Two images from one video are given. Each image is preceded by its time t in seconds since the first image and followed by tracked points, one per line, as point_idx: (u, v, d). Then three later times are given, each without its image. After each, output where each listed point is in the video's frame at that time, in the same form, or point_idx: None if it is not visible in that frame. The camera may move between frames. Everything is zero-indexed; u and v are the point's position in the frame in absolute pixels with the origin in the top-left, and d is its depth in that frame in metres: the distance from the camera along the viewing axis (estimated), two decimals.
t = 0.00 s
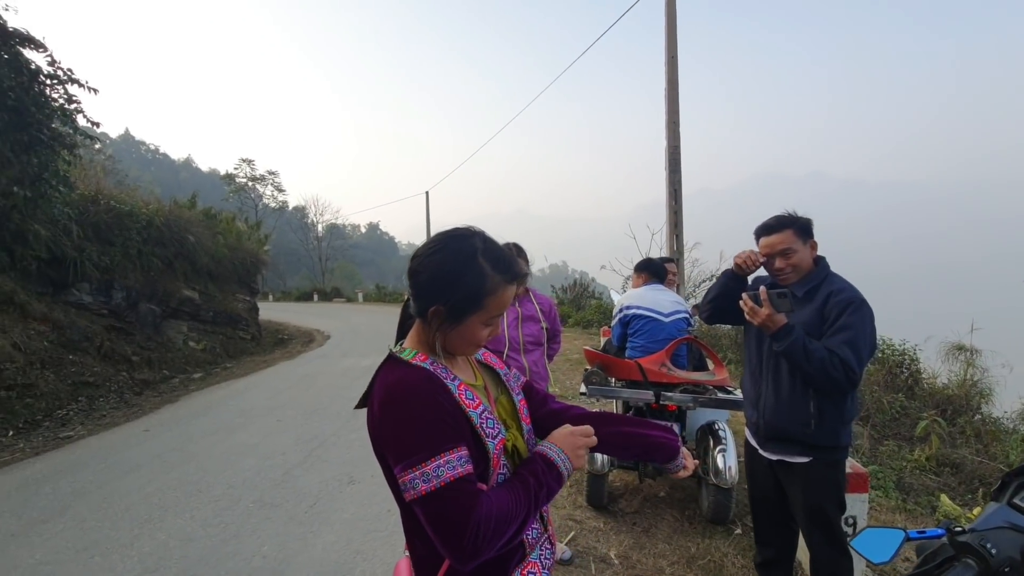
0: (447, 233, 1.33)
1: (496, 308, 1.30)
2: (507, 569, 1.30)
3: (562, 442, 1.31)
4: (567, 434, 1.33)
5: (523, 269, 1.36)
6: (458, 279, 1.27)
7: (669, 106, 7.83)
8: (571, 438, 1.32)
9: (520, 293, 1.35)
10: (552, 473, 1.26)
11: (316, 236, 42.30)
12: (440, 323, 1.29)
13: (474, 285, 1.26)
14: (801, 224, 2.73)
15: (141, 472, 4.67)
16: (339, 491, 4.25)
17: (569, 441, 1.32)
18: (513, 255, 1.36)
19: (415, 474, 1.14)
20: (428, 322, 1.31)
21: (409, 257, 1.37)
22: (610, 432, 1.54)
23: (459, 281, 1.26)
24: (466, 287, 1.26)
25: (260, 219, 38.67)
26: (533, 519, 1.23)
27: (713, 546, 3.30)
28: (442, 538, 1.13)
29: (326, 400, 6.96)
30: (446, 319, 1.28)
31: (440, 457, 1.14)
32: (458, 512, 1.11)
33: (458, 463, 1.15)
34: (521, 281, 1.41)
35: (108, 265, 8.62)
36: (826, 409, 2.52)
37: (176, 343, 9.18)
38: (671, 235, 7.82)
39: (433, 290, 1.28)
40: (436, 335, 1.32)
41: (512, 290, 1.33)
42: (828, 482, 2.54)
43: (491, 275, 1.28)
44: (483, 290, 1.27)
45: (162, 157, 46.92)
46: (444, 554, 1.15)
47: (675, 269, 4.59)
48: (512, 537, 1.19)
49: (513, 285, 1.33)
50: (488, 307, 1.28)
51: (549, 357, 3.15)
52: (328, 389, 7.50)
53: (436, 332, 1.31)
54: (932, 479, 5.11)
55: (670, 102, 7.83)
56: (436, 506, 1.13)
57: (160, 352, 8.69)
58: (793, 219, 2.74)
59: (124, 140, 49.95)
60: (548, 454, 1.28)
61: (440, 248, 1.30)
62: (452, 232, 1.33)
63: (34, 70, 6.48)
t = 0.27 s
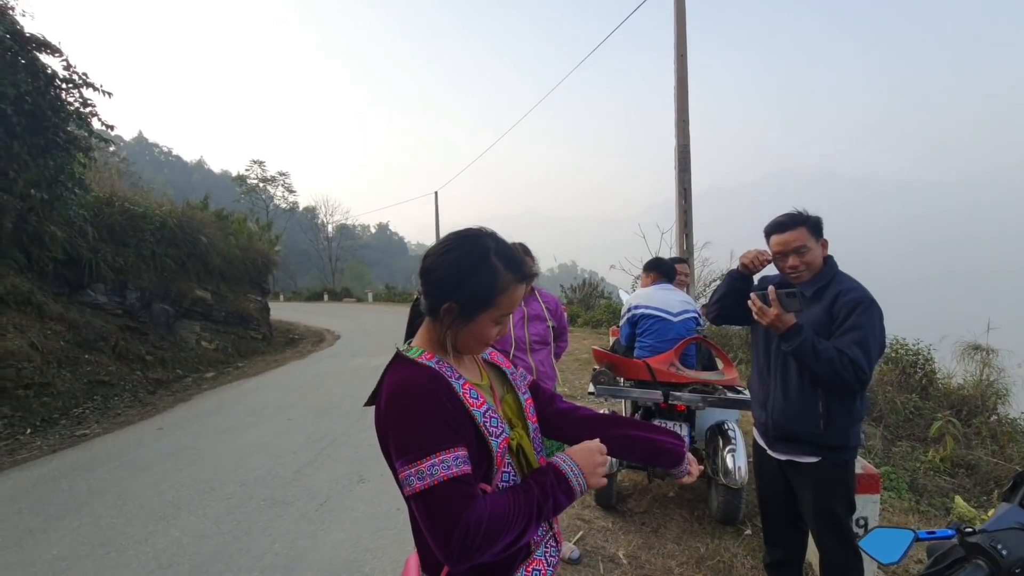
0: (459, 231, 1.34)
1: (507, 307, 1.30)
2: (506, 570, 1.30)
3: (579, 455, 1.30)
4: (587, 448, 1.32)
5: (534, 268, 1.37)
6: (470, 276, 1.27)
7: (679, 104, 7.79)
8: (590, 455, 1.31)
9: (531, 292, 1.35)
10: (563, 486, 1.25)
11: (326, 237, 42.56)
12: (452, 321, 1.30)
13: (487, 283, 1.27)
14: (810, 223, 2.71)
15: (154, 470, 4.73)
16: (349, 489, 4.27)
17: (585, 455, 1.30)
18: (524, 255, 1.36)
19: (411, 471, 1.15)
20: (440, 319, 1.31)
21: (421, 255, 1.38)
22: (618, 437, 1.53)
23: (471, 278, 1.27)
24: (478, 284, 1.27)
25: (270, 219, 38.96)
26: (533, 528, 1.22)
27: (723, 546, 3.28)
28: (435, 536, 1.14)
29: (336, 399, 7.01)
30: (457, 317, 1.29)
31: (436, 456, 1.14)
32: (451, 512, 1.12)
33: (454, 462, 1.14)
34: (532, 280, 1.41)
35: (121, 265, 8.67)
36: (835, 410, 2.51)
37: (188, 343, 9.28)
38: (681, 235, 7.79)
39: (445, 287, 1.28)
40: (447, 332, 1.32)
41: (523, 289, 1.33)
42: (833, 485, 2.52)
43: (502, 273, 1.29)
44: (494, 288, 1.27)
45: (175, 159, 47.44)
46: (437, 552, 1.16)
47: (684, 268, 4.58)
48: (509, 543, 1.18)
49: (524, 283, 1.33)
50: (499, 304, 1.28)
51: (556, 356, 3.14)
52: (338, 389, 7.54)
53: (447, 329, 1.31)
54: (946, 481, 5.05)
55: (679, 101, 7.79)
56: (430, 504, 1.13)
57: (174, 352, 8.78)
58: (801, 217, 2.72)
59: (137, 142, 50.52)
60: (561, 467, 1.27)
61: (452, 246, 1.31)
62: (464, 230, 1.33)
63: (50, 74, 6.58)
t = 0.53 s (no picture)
0: (464, 232, 1.34)
1: (510, 306, 1.30)
2: (511, 560, 1.31)
3: (563, 424, 1.31)
4: (568, 417, 1.33)
5: (537, 268, 1.37)
6: (475, 275, 1.27)
7: (685, 103, 7.77)
8: (571, 420, 1.33)
9: (533, 292, 1.36)
10: (553, 454, 1.26)
11: (334, 236, 42.74)
12: (455, 319, 1.30)
13: (490, 281, 1.27)
14: (822, 220, 2.69)
15: (164, 467, 4.77)
16: (355, 487, 4.29)
17: (569, 422, 1.32)
18: (528, 255, 1.36)
19: (420, 468, 1.15)
20: (443, 317, 1.32)
21: (425, 254, 1.38)
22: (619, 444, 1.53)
23: (475, 277, 1.27)
24: (482, 283, 1.27)
25: (278, 219, 39.16)
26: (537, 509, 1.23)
27: (729, 546, 3.27)
28: (447, 531, 1.14)
29: (343, 398, 7.04)
30: (460, 315, 1.29)
31: (444, 451, 1.15)
32: (461, 505, 1.12)
33: (462, 457, 1.15)
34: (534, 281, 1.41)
35: (132, 265, 8.76)
36: (842, 410, 2.49)
37: (197, 342, 9.35)
38: (687, 233, 7.77)
39: (449, 286, 1.29)
40: (450, 330, 1.32)
41: (526, 289, 1.34)
42: (839, 480, 2.51)
43: (506, 272, 1.29)
44: (498, 287, 1.27)
45: (184, 160, 47.82)
46: (448, 545, 1.16)
47: (690, 267, 4.56)
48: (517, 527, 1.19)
49: (527, 283, 1.34)
50: (502, 303, 1.28)
51: (559, 354, 3.15)
52: (345, 388, 7.58)
53: (450, 328, 1.32)
54: (956, 481, 5.01)
55: (686, 99, 7.76)
56: (440, 499, 1.13)
57: (183, 351, 8.85)
58: (811, 214, 2.70)
59: (147, 143, 50.94)
60: (547, 437, 1.28)
61: (457, 245, 1.31)
62: (469, 230, 1.34)
63: (61, 77, 6.66)
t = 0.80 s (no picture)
0: (466, 230, 1.35)
1: (511, 303, 1.31)
2: (514, 558, 1.31)
3: (573, 433, 1.32)
4: (577, 427, 1.33)
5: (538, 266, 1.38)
6: (477, 272, 1.28)
7: (687, 101, 7.76)
8: (580, 430, 1.33)
9: (535, 290, 1.36)
10: (559, 462, 1.26)
11: (336, 236, 42.82)
12: (457, 317, 1.30)
13: (492, 279, 1.27)
14: (827, 217, 2.69)
15: (169, 467, 4.79)
16: (359, 486, 4.31)
17: (579, 431, 1.32)
18: (529, 253, 1.37)
19: (421, 466, 1.15)
20: (445, 315, 1.32)
21: (428, 252, 1.39)
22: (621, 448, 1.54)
23: (477, 274, 1.27)
24: (483, 281, 1.27)
25: (281, 220, 39.25)
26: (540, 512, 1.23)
27: (731, 544, 3.27)
28: (447, 528, 1.14)
29: (346, 397, 7.06)
30: (462, 313, 1.29)
31: (445, 450, 1.15)
32: (461, 504, 1.13)
33: (462, 455, 1.16)
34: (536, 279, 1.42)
35: (136, 266, 8.79)
36: (846, 408, 2.49)
37: (201, 342, 9.39)
38: (690, 231, 7.76)
39: (451, 283, 1.29)
40: (452, 328, 1.32)
41: (527, 286, 1.34)
42: (843, 480, 2.51)
43: (507, 270, 1.29)
44: (500, 284, 1.28)
45: (187, 161, 47.99)
46: (449, 543, 1.16)
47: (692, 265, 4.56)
48: (519, 528, 1.19)
49: (528, 281, 1.34)
50: (504, 300, 1.29)
51: (560, 353, 3.15)
52: (348, 387, 7.60)
53: (452, 326, 1.32)
54: (960, 478, 4.99)
55: (688, 97, 7.75)
56: (440, 496, 1.14)
57: (187, 351, 8.88)
58: (815, 211, 2.69)
59: (151, 144, 51.13)
60: (555, 444, 1.28)
61: (458, 243, 1.32)
62: (470, 228, 1.34)
63: (65, 79, 6.69)
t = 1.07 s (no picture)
0: (470, 228, 1.36)
1: (515, 301, 1.32)
2: (516, 556, 1.32)
3: (584, 439, 1.32)
4: (592, 433, 1.33)
5: (542, 265, 1.39)
6: (482, 271, 1.29)
7: (691, 99, 7.74)
8: (593, 436, 1.33)
9: (538, 288, 1.37)
10: (567, 467, 1.27)
11: (340, 235, 42.91)
12: (462, 314, 1.31)
13: (497, 277, 1.28)
14: (834, 215, 2.68)
15: (174, 464, 4.83)
16: (363, 484, 4.32)
17: (590, 438, 1.32)
18: (534, 251, 1.38)
19: (422, 463, 1.17)
20: (449, 312, 1.33)
21: (432, 249, 1.40)
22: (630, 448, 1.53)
23: (482, 272, 1.28)
24: (488, 278, 1.28)
25: (285, 219, 39.35)
26: (543, 513, 1.24)
27: (734, 541, 3.27)
28: (448, 524, 1.15)
29: (350, 395, 7.09)
30: (467, 310, 1.30)
31: (445, 447, 1.16)
32: (462, 502, 1.14)
33: (463, 452, 1.17)
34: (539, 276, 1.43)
35: (141, 265, 8.82)
36: (848, 406, 2.49)
37: (206, 341, 9.43)
38: (693, 230, 7.75)
39: (456, 281, 1.30)
40: (456, 325, 1.33)
41: (532, 284, 1.36)
42: (847, 480, 2.51)
43: (512, 268, 1.31)
44: (504, 282, 1.29)
45: (191, 160, 48.20)
46: (450, 540, 1.18)
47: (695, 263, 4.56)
48: (521, 527, 1.20)
49: (532, 278, 1.35)
50: (509, 298, 1.30)
51: (562, 351, 3.16)
52: (352, 386, 7.63)
53: (456, 323, 1.33)
54: (965, 476, 4.98)
55: (691, 95, 7.74)
56: (441, 493, 1.15)
57: (192, 350, 8.93)
58: (821, 208, 2.69)
59: (155, 144, 51.33)
60: (566, 449, 1.29)
61: (463, 241, 1.33)
62: (475, 227, 1.35)
63: (70, 79, 6.73)
